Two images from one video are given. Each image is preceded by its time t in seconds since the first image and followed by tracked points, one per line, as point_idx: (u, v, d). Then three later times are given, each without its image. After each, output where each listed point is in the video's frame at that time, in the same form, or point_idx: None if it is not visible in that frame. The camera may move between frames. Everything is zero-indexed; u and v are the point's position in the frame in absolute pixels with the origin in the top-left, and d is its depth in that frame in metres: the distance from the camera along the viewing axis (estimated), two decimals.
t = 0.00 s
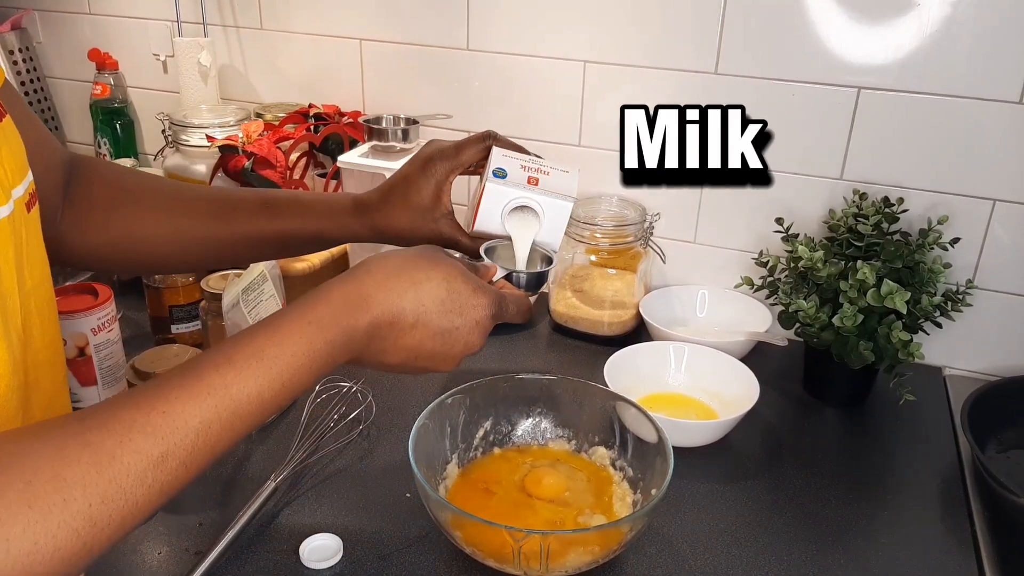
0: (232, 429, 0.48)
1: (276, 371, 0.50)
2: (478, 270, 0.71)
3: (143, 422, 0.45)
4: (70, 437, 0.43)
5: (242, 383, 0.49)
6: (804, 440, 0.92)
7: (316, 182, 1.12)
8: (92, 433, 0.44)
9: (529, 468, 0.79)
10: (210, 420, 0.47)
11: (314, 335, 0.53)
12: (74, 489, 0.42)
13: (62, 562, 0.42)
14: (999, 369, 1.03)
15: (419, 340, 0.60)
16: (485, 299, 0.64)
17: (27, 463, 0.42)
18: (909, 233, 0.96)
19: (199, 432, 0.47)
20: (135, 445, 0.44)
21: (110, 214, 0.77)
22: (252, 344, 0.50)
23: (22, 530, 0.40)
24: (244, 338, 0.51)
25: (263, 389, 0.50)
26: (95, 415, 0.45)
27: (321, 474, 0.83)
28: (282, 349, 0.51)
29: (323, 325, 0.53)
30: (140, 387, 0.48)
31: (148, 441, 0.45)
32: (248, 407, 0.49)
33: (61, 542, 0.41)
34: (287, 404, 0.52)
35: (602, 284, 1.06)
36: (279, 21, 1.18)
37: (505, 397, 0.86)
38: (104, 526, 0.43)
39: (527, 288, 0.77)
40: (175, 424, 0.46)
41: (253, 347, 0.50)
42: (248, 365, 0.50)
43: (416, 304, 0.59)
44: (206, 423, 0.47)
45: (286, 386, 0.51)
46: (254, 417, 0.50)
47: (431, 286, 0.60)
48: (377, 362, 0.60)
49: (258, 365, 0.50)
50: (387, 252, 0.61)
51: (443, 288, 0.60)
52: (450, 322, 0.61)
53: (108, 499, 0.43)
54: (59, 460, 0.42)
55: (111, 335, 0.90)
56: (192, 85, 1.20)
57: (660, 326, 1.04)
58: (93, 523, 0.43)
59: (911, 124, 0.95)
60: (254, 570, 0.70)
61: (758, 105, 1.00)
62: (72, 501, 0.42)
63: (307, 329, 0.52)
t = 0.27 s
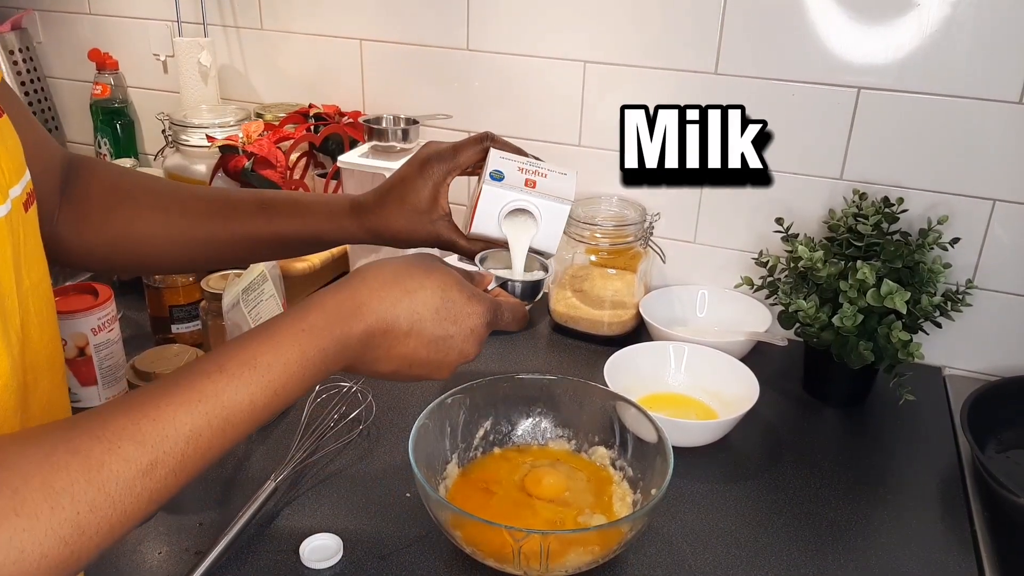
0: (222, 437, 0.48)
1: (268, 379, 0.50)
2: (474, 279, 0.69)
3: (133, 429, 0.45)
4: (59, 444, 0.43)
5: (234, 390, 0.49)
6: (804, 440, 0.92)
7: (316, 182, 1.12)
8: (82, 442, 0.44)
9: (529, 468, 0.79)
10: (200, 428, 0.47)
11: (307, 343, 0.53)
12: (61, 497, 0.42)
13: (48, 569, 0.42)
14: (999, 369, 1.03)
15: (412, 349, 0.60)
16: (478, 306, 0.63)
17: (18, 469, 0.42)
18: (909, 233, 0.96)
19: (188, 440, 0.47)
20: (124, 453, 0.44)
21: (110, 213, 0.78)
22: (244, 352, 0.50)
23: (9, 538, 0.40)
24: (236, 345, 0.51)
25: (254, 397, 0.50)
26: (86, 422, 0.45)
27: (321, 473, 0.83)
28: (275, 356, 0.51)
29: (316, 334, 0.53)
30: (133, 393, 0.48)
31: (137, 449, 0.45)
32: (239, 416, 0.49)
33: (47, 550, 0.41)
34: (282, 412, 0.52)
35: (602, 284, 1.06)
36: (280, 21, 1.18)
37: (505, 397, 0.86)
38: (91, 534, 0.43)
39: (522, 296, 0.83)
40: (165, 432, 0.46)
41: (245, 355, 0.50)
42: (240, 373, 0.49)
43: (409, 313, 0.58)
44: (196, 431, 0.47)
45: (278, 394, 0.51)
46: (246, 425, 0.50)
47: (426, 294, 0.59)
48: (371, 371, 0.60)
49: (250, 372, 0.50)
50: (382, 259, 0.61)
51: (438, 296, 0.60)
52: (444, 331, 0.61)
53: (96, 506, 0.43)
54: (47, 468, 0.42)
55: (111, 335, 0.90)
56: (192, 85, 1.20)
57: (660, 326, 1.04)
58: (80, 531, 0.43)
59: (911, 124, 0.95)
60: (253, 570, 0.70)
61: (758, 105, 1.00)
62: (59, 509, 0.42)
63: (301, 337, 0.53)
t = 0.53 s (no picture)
0: (220, 439, 0.48)
1: (266, 381, 0.50)
2: (475, 279, 0.69)
3: (128, 432, 0.45)
4: (56, 446, 0.43)
5: (231, 392, 0.49)
6: (804, 440, 0.92)
7: (316, 182, 1.12)
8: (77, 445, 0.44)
9: (529, 468, 0.79)
10: (195, 430, 0.47)
11: (302, 345, 0.52)
12: (56, 499, 0.42)
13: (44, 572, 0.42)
14: (999, 369, 1.03)
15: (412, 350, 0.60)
16: (478, 306, 0.63)
17: (15, 471, 0.42)
18: (909, 233, 0.96)
19: (183, 443, 0.47)
20: (121, 455, 0.44)
21: (109, 212, 0.78)
22: (243, 354, 0.50)
23: (4, 540, 0.40)
24: (234, 347, 0.51)
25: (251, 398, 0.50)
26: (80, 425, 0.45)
27: (321, 473, 0.83)
28: (273, 357, 0.51)
29: (316, 335, 0.53)
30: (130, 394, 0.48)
31: (134, 451, 0.45)
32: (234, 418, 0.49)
33: (43, 552, 0.42)
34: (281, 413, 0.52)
35: (602, 284, 1.06)
36: (280, 21, 1.18)
37: (505, 397, 0.86)
38: (87, 536, 0.43)
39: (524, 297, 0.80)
40: (161, 435, 0.46)
41: (242, 357, 0.50)
42: (236, 375, 0.49)
43: (407, 313, 0.58)
44: (193, 433, 0.47)
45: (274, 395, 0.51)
46: (244, 426, 0.50)
47: (426, 295, 0.59)
48: (372, 371, 0.60)
49: (246, 374, 0.50)
50: (382, 260, 0.61)
51: (438, 297, 0.60)
52: (445, 331, 0.61)
53: (92, 508, 0.43)
54: (43, 469, 0.42)
55: (111, 335, 0.90)
56: (192, 85, 1.20)
57: (660, 326, 1.04)
58: (76, 533, 0.43)
59: (911, 125, 0.95)
60: (253, 570, 0.70)
61: (758, 105, 1.00)
62: (55, 511, 0.42)
63: (298, 338, 0.52)
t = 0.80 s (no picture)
0: (221, 442, 0.48)
1: (267, 384, 0.50)
2: (479, 280, 0.69)
3: (129, 435, 0.45)
4: (54, 448, 0.43)
5: (232, 395, 0.49)
6: (804, 440, 0.92)
7: (316, 181, 1.12)
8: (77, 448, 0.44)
9: (529, 468, 0.79)
10: (196, 433, 0.47)
11: (305, 347, 0.52)
12: (55, 502, 0.42)
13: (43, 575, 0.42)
14: (999, 369, 1.03)
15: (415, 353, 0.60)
16: (481, 307, 0.63)
17: (14, 473, 0.42)
18: (909, 233, 0.96)
19: (184, 445, 0.47)
20: (120, 458, 0.44)
21: (107, 214, 0.78)
22: (244, 357, 0.50)
23: (1, 544, 0.40)
24: (236, 349, 0.51)
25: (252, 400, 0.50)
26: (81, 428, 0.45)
27: (321, 473, 0.83)
28: (275, 360, 0.51)
29: (317, 338, 0.53)
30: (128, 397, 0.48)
31: (133, 454, 0.45)
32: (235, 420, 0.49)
33: (41, 555, 0.41)
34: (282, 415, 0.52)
35: (602, 284, 1.06)
36: (279, 21, 1.18)
37: (505, 397, 0.86)
38: (86, 540, 0.43)
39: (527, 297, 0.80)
40: (161, 438, 0.46)
41: (243, 360, 0.50)
42: (238, 378, 0.49)
43: (410, 314, 0.58)
44: (193, 436, 0.47)
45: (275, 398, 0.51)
46: (244, 429, 0.50)
47: (429, 297, 0.59)
48: (374, 372, 0.60)
49: (247, 376, 0.50)
50: (384, 261, 0.61)
51: (441, 299, 0.60)
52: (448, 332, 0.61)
53: (90, 511, 0.43)
54: (42, 472, 0.42)
55: (111, 335, 0.90)
56: (192, 85, 1.20)
57: (660, 326, 1.04)
58: (74, 536, 0.43)
59: (911, 125, 0.95)
60: (253, 570, 0.70)
61: (758, 105, 1.00)
62: (53, 515, 0.42)
63: (300, 340, 0.52)
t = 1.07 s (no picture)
0: (220, 466, 0.47)
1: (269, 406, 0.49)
2: (488, 289, 0.67)
3: (126, 456, 0.44)
4: (48, 468, 0.43)
5: (232, 417, 0.47)
6: (804, 440, 0.92)
7: (316, 182, 1.12)
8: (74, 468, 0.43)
9: (529, 467, 0.79)
10: (194, 456, 0.46)
11: (310, 367, 0.51)
12: (47, 525, 0.41)
13: None
14: (999, 369, 1.03)
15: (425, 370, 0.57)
16: (493, 321, 0.60)
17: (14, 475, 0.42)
18: (909, 233, 0.96)
19: (182, 469, 0.46)
20: (115, 481, 0.44)
21: (109, 218, 0.78)
22: (248, 378, 0.49)
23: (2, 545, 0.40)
24: (239, 368, 0.50)
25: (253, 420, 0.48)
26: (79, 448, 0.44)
27: (321, 473, 0.83)
28: (278, 381, 0.49)
29: (322, 359, 0.51)
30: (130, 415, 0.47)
31: (128, 477, 0.44)
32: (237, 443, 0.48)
33: None
34: (286, 438, 0.51)
35: (602, 284, 1.06)
36: (280, 21, 1.18)
37: (505, 397, 0.86)
38: (76, 566, 0.42)
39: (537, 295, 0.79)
40: (157, 461, 0.45)
41: (246, 380, 0.49)
42: (239, 401, 0.48)
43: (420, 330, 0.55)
44: (190, 459, 0.46)
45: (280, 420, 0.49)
46: (245, 453, 0.48)
47: (438, 312, 0.56)
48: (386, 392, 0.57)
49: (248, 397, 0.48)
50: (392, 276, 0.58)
51: (450, 314, 0.57)
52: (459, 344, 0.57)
53: (81, 535, 0.42)
54: (33, 492, 0.42)
55: (110, 335, 0.90)
56: (191, 85, 1.20)
57: (660, 326, 1.04)
58: (64, 562, 0.42)
59: (911, 125, 0.95)
60: (253, 570, 0.70)
61: (758, 106, 1.00)
62: (41, 539, 0.41)
63: (304, 360, 0.51)
